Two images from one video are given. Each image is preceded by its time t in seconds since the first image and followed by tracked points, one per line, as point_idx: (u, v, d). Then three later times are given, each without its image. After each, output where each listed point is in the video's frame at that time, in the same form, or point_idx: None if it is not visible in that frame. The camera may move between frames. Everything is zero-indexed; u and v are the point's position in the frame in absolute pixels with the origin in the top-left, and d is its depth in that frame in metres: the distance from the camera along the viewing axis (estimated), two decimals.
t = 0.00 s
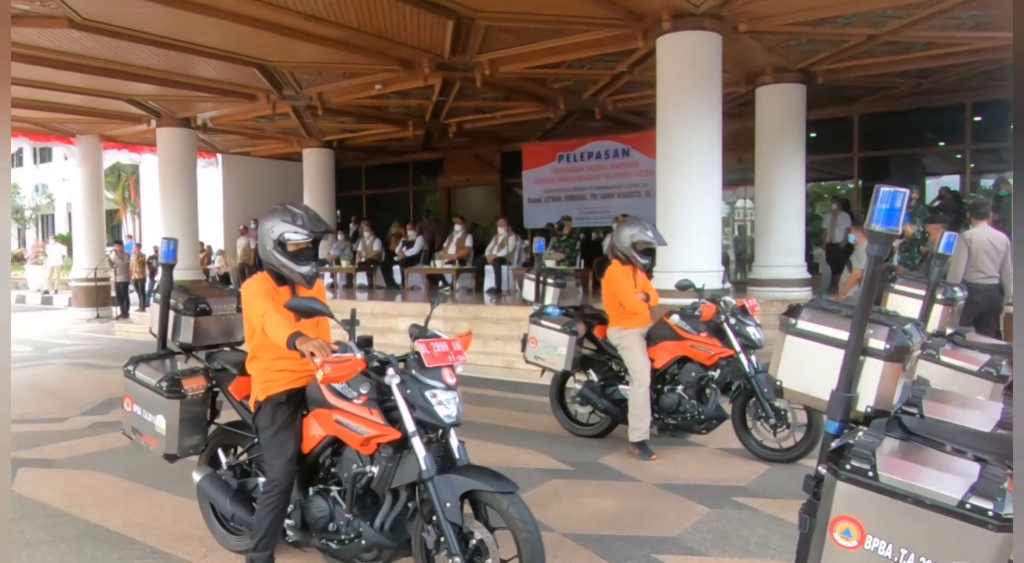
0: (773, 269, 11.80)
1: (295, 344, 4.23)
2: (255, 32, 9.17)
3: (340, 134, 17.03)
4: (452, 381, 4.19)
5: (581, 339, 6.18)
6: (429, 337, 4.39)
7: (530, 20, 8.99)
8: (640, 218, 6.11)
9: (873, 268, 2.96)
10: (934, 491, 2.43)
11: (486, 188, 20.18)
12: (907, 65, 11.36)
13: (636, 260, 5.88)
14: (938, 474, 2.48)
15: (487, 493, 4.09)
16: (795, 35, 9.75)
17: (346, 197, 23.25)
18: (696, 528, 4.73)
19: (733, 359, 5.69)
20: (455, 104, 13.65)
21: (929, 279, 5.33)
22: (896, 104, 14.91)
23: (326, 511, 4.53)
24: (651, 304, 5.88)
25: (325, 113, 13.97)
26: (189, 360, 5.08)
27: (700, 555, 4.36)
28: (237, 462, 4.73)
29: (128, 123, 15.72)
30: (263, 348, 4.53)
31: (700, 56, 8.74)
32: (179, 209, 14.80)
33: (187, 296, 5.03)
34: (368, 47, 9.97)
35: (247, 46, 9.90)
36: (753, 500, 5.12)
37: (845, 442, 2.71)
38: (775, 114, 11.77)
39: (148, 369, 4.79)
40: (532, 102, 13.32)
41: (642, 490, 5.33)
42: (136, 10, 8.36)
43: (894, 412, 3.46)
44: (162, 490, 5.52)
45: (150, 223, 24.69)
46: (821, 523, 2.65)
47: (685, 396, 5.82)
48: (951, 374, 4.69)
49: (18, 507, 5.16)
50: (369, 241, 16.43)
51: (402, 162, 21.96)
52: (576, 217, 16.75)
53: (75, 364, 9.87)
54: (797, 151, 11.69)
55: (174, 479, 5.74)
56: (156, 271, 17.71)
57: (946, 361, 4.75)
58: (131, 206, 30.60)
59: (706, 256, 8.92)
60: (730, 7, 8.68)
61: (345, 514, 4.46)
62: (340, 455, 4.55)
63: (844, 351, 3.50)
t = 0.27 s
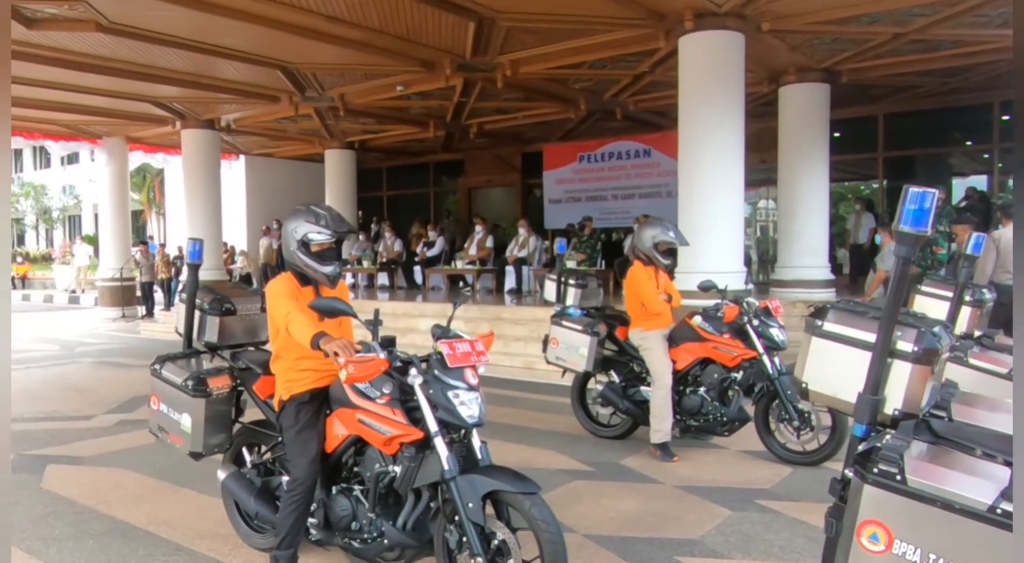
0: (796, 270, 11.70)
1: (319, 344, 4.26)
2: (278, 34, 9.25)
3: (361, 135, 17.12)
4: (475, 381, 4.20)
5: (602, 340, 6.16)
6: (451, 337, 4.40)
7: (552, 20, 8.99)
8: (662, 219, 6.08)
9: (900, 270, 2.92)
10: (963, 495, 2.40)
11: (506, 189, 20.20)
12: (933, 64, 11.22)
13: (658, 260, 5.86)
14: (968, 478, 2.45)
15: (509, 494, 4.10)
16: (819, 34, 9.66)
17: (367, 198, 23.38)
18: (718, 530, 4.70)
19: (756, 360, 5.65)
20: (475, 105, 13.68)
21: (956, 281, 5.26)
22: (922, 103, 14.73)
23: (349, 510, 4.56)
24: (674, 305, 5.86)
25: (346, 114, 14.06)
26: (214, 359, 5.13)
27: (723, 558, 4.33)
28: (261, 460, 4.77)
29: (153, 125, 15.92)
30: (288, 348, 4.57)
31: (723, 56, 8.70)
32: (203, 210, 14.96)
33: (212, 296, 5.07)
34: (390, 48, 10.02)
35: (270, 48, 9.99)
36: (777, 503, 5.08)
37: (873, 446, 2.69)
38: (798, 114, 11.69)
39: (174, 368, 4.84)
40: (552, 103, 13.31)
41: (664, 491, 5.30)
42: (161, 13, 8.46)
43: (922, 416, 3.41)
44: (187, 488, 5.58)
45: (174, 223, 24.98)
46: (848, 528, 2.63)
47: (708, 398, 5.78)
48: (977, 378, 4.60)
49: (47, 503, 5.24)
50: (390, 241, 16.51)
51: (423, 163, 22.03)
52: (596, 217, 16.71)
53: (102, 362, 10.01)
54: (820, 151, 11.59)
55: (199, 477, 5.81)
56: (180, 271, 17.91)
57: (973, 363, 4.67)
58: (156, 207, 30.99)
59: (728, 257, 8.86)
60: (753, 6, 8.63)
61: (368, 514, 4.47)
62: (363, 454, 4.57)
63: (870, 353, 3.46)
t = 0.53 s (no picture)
0: (817, 272, 11.60)
1: (340, 344, 4.28)
2: (298, 36, 9.31)
3: (380, 136, 17.20)
4: (494, 382, 4.20)
5: (621, 341, 6.14)
6: (471, 337, 4.40)
7: (572, 21, 8.98)
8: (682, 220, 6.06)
9: (925, 271, 2.88)
10: (990, 500, 2.39)
11: (525, 190, 20.20)
12: (957, 63, 11.09)
13: (678, 261, 5.84)
14: (995, 483, 2.43)
15: (529, 495, 4.09)
16: (841, 34, 9.57)
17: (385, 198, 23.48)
18: (739, 533, 4.67)
19: (777, 362, 5.61)
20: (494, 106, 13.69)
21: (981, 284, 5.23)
22: (945, 104, 14.57)
23: (368, 510, 4.57)
24: (694, 306, 5.84)
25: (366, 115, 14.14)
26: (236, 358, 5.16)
27: (744, 561, 4.31)
28: (282, 459, 4.80)
29: (176, 126, 16.08)
30: (308, 348, 4.60)
31: (744, 57, 8.66)
32: (224, 211, 15.09)
33: (234, 296, 5.10)
34: (409, 49, 10.06)
35: (290, 50, 10.06)
36: (798, 506, 5.04)
37: (899, 450, 2.68)
38: (820, 114, 11.60)
39: (196, 366, 4.89)
40: (571, 103, 13.30)
41: (683, 494, 5.28)
42: (184, 16, 8.55)
43: (949, 421, 3.33)
44: (208, 486, 5.62)
45: (194, 223, 25.22)
46: (873, 532, 2.62)
47: (728, 400, 5.76)
48: (1001, 381, 4.52)
49: (71, 500, 5.30)
50: (409, 242, 16.57)
51: (442, 164, 22.08)
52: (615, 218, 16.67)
53: (124, 361, 10.11)
54: (842, 152, 11.49)
55: (221, 476, 5.85)
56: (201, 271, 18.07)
57: (998, 367, 4.60)
58: (177, 207, 31.30)
59: (748, 259, 8.81)
60: (774, 6, 8.58)
61: (388, 513, 4.48)
62: (383, 454, 4.59)
63: (894, 357, 3.41)
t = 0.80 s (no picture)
0: (839, 273, 11.50)
1: (360, 344, 4.29)
2: (317, 37, 9.36)
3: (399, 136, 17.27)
4: (514, 382, 4.20)
5: (640, 342, 6.12)
6: (491, 338, 4.40)
7: (591, 21, 8.97)
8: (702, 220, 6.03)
9: (953, 271, 2.82)
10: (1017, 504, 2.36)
11: (543, 190, 20.19)
12: (981, 62, 10.95)
13: (698, 262, 5.82)
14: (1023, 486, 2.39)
15: (548, 495, 4.08)
16: (863, 32, 9.48)
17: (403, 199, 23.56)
18: (759, 536, 4.63)
19: (798, 364, 5.56)
20: (513, 106, 13.70)
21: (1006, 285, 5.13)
22: (969, 102, 14.38)
23: (388, 509, 4.58)
24: (713, 307, 5.80)
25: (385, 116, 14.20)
26: (256, 357, 5.20)
27: None
28: (302, 458, 4.83)
29: (198, 127, 16.23)
30: (328, 347, 4.62)
31: (764, 56, 8.62)
32: (243, 211, 15.21)
33: (255, 295, 5.14)
34: (428, 50, 10.08)
35: (309, 51, 10.12)
36: (819, 509, 4.99)
37: (925, 452, 2.66)
38: (841, 114, 11.50)
39: (218, 365, 4.93)
40: (589, 104, 13.27)
41: (703, 495, 5.25)
42: (206, 18, 8.62)
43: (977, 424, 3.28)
44: (229, 484, 5.66)
45: (214, 223, 25.43)
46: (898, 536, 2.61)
47: (748, 402, 5.73)
48: None
49: (95, 496, 5.37)
50: (427, 242, 16.62)
51: (460, 164, 22.12)
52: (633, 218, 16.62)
53: (146, 360, 10.21)
54: (864, 152, 11.38)
55: (241, 474, 5.89)
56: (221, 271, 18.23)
57: None
58: (198, 207, 31.57)
59: (768, 259, 8.75)
60: (795, 5, 8.51)
61: (407, 513, 4.49)
62: (403, 454, 4.59)
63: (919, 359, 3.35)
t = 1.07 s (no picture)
0: (861, 273, 11.38)
1: (381, 343, 4.31)
2: (337, 38, 9.41)
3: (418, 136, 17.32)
4: (534, 382, 4.20)
5: (660, 342, 6.09)
6: (511, 337, 4.40)
7: (610, 20, 8.96)
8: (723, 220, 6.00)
9: (980, 271, 2.78)
10: None
11: (562, 190, 20.17)
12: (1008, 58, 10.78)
13: (719, 261, 5.79)
14: None
15: (568, 495, 4.07)
16: (886, 29, 9.38)
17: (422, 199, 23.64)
18: (780, 537, 4.59)
19: (820, 364, 5.52)
20: (531, 106, 13.70)
21: None
22: (995, 100, 14.17)
23: (408, 508, 4.58)
24: (734, 307, 5.78)
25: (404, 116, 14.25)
26: (278, 356, 5.23)
27: None
28: (323, 457, 4.86)
29: (219, 128, 16.38)
30: (350, 346, 4.64)
31: (784, 54, 8.56)
32: (263, 211, 15.32)
33: (277, 294, 5.17)
34: (447, 50, 10.11)
35: (329, 52, 10.17)
36: (842, 511, 4.94)
37: (952, 454, 2.63)
38: (864, 112, 11.38)
39: (241, 364, 4.98)
40: (608, 103, 13.23)
41: (724, 496, 5.22)
42: (227, 19, 8.70)
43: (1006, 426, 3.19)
44: (251, 482, 5.71)
45: (235, 223, 25.65)
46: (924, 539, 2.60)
47: (769, 402, 5.69)
48: None
49: (120, 493, 5.43)
50: (446, 242, 16.66)
51: (479, 164, 22.15)
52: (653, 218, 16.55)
53: (170, 358, 10.33)
54: (887, 150, 11.25)
55: (263, 472, 5.94)
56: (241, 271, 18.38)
57: None
58: (219, 208, 31.85)
59: (790, 259, 8.69)
60: (817, 2, 8.44)
61: (428, 512, 4.49)
62: (423, 453, 4.59)
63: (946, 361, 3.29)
